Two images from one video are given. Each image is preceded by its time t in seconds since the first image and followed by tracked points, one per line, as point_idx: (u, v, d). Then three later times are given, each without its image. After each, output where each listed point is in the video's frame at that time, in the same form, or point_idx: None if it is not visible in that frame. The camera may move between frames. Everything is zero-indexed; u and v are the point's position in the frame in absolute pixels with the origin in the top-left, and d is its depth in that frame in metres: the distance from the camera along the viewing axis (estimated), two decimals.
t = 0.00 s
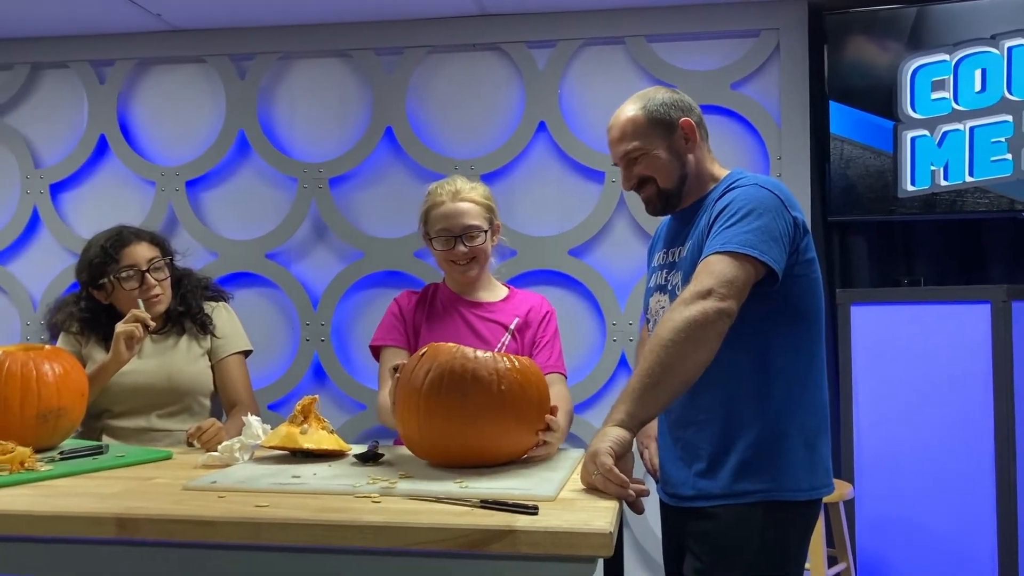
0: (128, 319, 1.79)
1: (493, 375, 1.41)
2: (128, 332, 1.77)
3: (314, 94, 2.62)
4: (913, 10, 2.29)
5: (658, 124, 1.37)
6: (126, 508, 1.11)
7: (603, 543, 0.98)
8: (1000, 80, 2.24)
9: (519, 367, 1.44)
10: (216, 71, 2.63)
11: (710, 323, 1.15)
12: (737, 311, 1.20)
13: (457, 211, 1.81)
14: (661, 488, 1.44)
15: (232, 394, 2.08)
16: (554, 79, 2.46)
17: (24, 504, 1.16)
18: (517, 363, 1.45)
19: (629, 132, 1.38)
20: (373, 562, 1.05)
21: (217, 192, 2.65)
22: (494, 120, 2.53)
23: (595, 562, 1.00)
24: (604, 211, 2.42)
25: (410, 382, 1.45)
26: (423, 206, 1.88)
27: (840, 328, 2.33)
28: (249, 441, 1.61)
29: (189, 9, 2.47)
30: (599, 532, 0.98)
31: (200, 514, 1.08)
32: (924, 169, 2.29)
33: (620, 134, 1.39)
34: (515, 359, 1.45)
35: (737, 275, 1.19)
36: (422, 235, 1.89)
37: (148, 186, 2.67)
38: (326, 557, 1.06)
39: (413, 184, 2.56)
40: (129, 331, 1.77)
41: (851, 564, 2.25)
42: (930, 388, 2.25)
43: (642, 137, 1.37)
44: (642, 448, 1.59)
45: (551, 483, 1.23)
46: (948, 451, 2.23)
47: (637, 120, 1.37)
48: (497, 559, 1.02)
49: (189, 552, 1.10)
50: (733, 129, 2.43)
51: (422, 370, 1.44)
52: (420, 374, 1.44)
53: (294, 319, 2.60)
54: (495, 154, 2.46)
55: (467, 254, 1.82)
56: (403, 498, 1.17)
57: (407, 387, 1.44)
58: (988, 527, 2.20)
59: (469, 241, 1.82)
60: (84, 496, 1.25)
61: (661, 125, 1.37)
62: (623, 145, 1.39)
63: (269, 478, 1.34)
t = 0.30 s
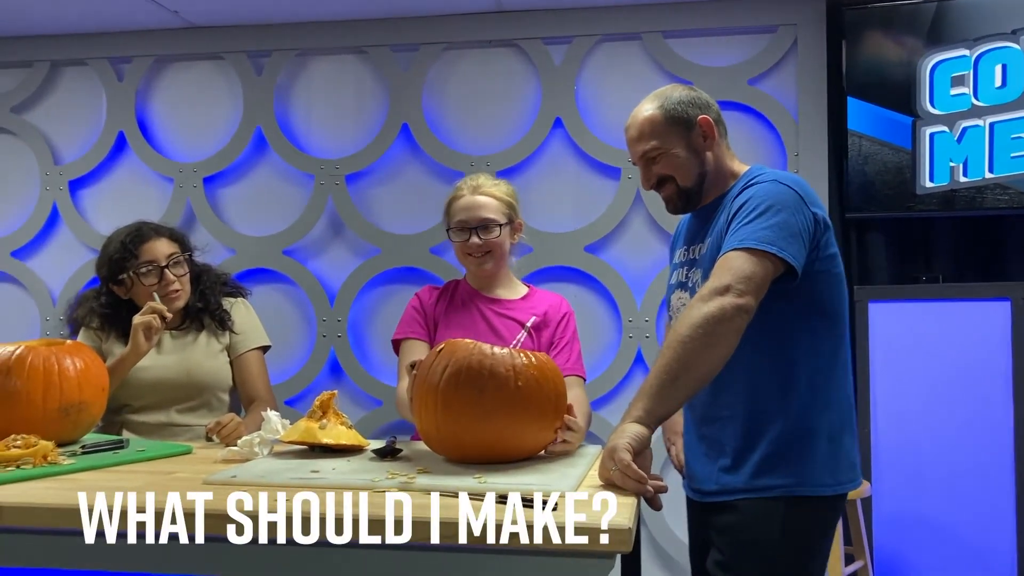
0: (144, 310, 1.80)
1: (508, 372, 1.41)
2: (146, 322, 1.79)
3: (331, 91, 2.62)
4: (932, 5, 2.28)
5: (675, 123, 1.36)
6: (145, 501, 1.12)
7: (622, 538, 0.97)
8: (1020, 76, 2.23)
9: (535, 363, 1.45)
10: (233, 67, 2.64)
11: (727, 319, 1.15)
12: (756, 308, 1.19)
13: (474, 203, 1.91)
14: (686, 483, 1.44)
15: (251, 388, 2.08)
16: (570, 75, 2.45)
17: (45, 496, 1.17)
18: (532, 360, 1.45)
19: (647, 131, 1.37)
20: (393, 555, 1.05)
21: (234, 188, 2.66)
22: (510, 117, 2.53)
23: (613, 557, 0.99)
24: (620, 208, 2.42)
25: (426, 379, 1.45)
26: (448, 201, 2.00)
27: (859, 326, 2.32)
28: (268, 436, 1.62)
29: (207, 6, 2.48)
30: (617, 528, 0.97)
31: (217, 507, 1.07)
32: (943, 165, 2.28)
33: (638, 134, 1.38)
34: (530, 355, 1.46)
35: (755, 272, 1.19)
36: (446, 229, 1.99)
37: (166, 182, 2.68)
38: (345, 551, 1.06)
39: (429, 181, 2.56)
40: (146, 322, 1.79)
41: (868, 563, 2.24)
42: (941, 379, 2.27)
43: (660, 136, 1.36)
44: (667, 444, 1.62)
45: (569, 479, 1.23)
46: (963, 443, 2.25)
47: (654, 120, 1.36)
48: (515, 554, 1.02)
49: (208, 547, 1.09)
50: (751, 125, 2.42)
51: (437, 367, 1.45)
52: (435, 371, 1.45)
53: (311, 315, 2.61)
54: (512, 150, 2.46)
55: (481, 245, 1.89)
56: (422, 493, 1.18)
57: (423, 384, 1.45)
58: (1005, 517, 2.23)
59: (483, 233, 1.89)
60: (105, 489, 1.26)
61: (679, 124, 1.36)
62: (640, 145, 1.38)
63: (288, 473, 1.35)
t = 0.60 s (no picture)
0: (171, 311, 1.82)
1: (530, 368, 1.41)
2: (170, 323, 1.81)
3: (351, 89, 2.64)
4: (954, 1, 2.27)
5: (724, 114, 1.36)
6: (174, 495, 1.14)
7: (647, 533, 0.99)
8: None
9: (555, 358, 1.45)
10: (254, 65, 2.66)
11: (755, 317, 1.16)
12: (786, 308, 1.19)
13: (491, 192, 1.96)
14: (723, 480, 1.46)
15: (274, 383, 2.11)
16: (590, 71, 2.46)
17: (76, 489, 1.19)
18: (552, 355, 1.46)
19: (695, 122, 1.37)
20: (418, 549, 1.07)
21: (255, 185, 2.68)
22: (530, 114, 2.54)
23: (637, 551, 1.02)
24: (640, 205, 2.42)
25: (447, 376, 1.46)
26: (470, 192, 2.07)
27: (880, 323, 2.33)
28: (292, 431, 1.63)
29: (229, 5, 2.50)
30: (642, 522, 1.00)
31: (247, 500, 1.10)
32: (966, 161, 2.27)
33: (686, 124, 1.39)
34: (549, 351, 1.46)
35: (786, 271, 1.19)
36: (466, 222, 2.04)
37: (187, 179, 2.71)
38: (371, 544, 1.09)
39: (449, 178, 2.57)
40: (171, 323, 1.81)
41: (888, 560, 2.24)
42: (957, 372, 2.28)
43: (708, 126, 1.36)
44: (712, 438, 1.63)
45: (591, 474, 1.25)
46: (982, 435, 2.26)
47: (704, 111, 1.37)
48: (540, 548, 1.04)
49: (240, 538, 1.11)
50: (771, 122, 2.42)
51: (459, 362, 1.45)
52: (457, 367, 1.46)
53: (331, 311, 2.62)
54: (531, 147, 2.47)
55: (494, 233, 1.92)
56: (446, 487, 1.20)
57: (445, 379, 1.46)
58: None
59: (497, 222, 1.93)
60: (134, 482, 1.28)
61: (727, 115, 1.37)
62: (688, 135, 1.39)
63: (313, 467, 1.36)
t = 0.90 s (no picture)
0: (196, 315, 1.83)
1: (557, 364, 1.41)
2: (195, 328, 1.80)
3: (375, 86, 2.65)
4: None
5: (811, 99, 1.30)
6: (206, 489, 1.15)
7: (675, 531, 1.00)
8: None
9: (582, 356, 1.45)
10: (280, 63, 2.68)
11: (861, 339, 1.08)
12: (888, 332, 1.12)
13: (511, 187, 1.96)
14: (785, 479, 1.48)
15: (300, 380, 2.13)
16: (614, 68, 2.46)
17: (110, 482, 1.21)
18: (579, 352, 1.45)
19: (780, 103, 1.31)
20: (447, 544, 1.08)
21: (281, 182, 2.70)
22: (554, 111, 2.54)
23: (665, 548, 1.02)
24: (665, 202, 2.42)
25: (473, 371, 1.46)
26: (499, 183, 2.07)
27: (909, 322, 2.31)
28: (319, 426, 1.64)
29: (254, 4, 2.52)
30: (671, 520, 1.00)
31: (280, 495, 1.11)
32: (995, 157, 2.25)
33: (769, 104, 1.33)
34: (578, 348, 1.45)
35: (887, 290, 1.13)
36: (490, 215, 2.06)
37: (213, 177, 2.73)
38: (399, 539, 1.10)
39: (472, 175, 2.57)
40: (196, 327, 1.81)
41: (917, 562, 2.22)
42: (975, 364, 2.30)
43: (792, 109, 1.30)
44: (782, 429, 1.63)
45: (618, 471, 1.26)
46: (1006, 432, 2.26)
47: (790, 93, 1.31)
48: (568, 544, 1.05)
49: (268, 533, 1.11)
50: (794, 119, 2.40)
51: (486, 357, 1.46)
52: (484, 362, 1.46)
53: (355, 308, 2.64)
54: (555, 144, 2.47)
55: (510, 228, 1.92)
56: (473, 483, 1.21)
57: (473, 373, 1.46)
58: None
59: (514, 217, 1.92)
60: (166, 476, 1.30)
61: (814, 100, 1.30)
62: (769, 116, 1.33)
63: (341, 462, 1.37)
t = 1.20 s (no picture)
0: (221, 297, 1.85)
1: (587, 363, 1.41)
2: (222, 309, 1.83)
3: (402, 85, 2.65)
4: None
5: (885, 90, 1.32)
6: (237, 485, 1.16)
7: (706, 531, 0.99)
8: None
9: (611, 355, 1.44)
10: (306, 63, 2.69)
11: None
12: None
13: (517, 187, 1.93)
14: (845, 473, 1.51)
15: (329, 377, 2.14)
16: (641, 66, 2.45)
17: (143, 478, 1.22)
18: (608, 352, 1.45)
19: (855, 88, 1.34)
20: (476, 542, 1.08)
21: (307, 182, 2.71)
22: (581, 109, 2.53)
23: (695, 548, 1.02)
24: (691, 200, 2.41)
25: (501, 369, 1.46)
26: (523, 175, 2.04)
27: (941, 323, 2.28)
28: (348, 424, 1.65)
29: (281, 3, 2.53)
30: (702, 519, 1.00)
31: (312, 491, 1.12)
32: None
33: (844, 89, 1.36)
34: (608, 347, 1.45)
35: None
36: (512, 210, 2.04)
37: (240, 176, 2.75)
38: (429, 537, 1.10)
39: (497, 174, 2.57)
40: (222, 309, 1.84)
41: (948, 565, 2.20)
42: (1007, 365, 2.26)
43: (864, 97, 1.33)
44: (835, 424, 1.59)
45: (647, 470, 1.25)
46: None
47: (867, 80, 1.33)
48: (598, 543, 1.05)
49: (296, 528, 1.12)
50: (823, 116, 2.38)
51: (514, 355, 1.46)
52: (512, 360, 1.46)
53: (381, 306, 2.65)
54: (581, 142, 2.47)
55: (513, 230, 1.90)
56: (502, 481, 1.21)
57: (501, 371, 1.46)
58: None
59: (516, 219, 1.89)
60: (198, 472, 1.31)
61: (889, 92, 1.32)
62: (842, 100, 1.36)
63: (370, 459, 1.37)
